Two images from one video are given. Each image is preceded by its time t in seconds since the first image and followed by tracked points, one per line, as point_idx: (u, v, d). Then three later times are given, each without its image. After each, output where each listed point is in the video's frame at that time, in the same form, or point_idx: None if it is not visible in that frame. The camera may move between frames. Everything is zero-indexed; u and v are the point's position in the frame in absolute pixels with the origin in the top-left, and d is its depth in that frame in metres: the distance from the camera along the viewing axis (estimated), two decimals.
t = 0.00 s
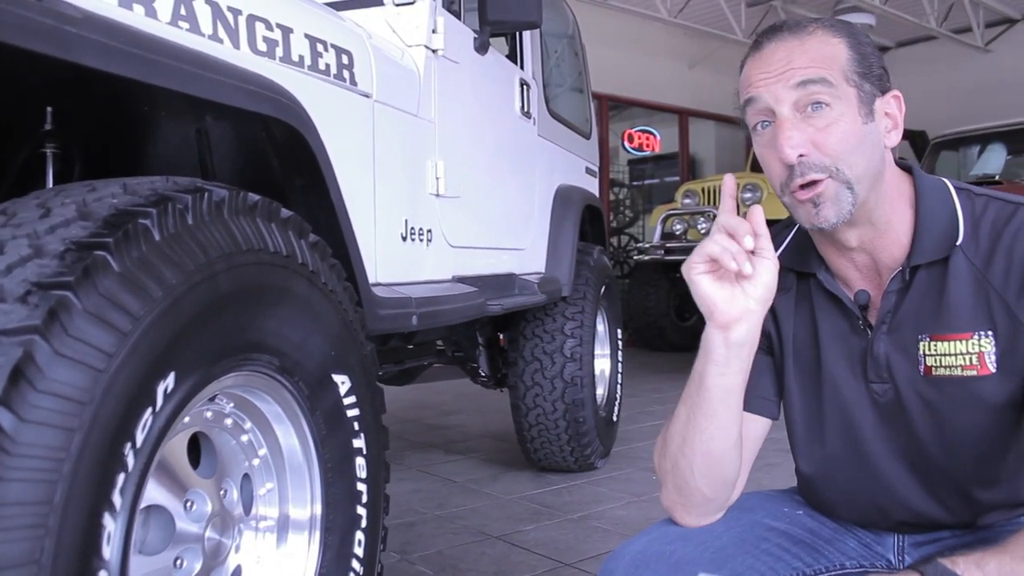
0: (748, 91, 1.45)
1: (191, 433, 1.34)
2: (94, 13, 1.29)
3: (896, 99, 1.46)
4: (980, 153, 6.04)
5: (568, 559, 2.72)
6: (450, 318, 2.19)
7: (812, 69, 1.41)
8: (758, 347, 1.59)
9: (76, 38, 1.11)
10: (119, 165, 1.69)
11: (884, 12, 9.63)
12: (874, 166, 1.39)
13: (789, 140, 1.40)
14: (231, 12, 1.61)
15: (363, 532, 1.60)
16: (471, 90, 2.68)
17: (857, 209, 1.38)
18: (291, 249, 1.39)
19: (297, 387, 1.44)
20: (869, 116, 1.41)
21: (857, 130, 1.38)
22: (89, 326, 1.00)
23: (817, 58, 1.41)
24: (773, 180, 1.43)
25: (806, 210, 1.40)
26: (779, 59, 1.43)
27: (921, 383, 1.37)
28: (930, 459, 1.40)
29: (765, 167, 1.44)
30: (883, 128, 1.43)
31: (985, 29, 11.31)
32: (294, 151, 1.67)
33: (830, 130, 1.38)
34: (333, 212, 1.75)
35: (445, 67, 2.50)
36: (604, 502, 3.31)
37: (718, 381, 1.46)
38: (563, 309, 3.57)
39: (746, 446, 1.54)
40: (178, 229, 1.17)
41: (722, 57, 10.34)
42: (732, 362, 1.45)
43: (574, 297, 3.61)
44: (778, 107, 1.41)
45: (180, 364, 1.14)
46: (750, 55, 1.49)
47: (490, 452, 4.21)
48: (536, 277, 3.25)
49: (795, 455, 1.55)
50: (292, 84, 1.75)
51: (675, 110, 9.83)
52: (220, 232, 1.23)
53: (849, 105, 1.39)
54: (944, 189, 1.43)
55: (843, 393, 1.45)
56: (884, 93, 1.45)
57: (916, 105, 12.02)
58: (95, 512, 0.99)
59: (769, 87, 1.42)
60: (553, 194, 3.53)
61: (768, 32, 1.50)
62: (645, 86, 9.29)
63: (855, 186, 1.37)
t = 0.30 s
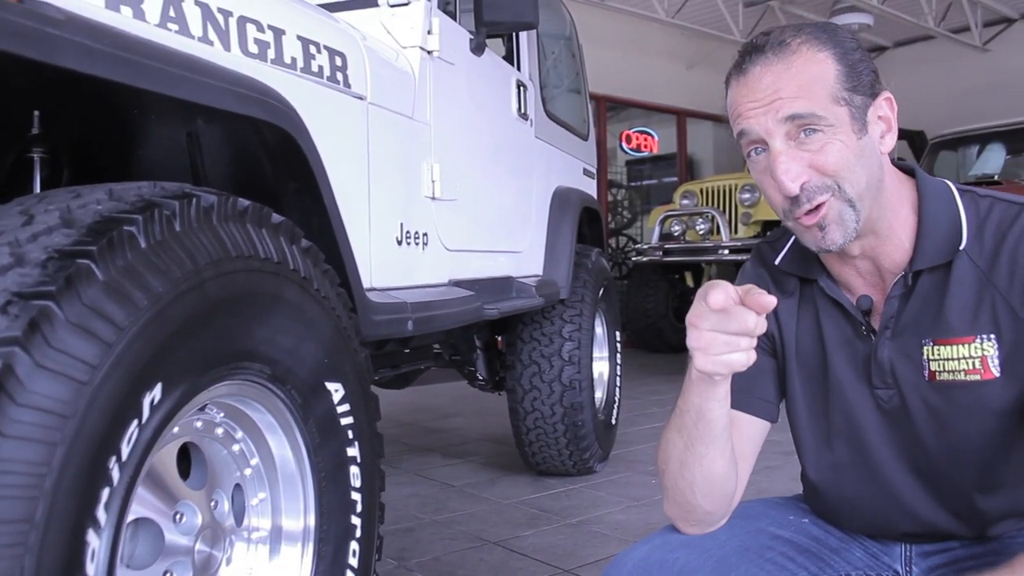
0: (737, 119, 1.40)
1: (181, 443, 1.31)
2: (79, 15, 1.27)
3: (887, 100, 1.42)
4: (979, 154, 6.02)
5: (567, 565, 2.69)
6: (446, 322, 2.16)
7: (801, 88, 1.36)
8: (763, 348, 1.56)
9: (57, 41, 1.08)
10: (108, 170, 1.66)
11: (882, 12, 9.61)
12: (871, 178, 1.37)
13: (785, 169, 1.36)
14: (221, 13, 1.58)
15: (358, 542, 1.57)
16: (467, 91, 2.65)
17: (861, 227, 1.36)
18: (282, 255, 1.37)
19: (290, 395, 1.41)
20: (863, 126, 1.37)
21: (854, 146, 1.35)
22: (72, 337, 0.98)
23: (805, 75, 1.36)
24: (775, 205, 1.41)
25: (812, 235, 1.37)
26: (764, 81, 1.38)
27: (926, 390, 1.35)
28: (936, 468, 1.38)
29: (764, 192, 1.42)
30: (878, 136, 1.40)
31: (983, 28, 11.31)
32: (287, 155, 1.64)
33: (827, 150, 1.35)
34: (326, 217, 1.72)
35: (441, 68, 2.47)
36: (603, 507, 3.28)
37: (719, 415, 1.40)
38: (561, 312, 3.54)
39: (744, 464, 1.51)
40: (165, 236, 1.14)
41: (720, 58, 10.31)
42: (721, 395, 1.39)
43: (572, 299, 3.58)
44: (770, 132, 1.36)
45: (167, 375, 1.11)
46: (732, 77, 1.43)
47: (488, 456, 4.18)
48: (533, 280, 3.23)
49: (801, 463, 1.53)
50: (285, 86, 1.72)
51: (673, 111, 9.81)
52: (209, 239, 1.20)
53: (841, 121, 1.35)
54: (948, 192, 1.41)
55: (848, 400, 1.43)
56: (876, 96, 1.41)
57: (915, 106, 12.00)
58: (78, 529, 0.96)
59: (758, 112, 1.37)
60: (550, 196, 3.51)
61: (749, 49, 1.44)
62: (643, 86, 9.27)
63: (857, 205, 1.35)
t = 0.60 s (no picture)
0: (740, 126, 1.37)
1: (166, 451, 1.28)
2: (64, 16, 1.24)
3: (893, 108, 1.40)
4: (977, 157, 6.00)
5: (560, 570, 2.67)
6: (440, 326, 2.13)
7: (806, 95, 1.33)
8: (760, 359, 1.54)
9: (38, 41, 1.06)
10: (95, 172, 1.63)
11: (880, 14, 9.59)
12: (878, 188, 1.35)
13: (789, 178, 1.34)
14: (211, 12, 1.55)
15: (347, 552, 1.54)
16: (462, 93, 2.63)
17: (866, 238, 1.35)
18: (271, 260, 1.34)
19: (278, 402, 1.38)
20: (869, 135, 1.35)
21: (860, 156, 1.33)
22: (49, 345, 0.95)
23: (810, 83, 1.34)
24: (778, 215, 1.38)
25: (815, 247, 1.36)
26: (768, 89, 1.35)
27: (927, 407, 1.33)
28: (934, 483, 1.36)
29: (767, 201, 1.39)
30: (885, 145, 1.38)
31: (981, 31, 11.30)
32: (277, 158, 1.61)
33: (833, 161, 1.32)
34: (318, 222, 1.69)
35: (436, 68, 2.44)
36: (597, 511, 3.26)
37: (713, 433, 1.37)
38: (557, 315, 3.51)
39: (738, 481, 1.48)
40: (149, 242, 1.11)
41: (718, 59, 10.29)
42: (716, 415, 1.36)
43: (567, 302, 3.55)
44: (774, 141, 1.34)
45: (150, 384, 1.08)
46: (735, 83, 1.40)
47: (483, 458, 4.15)
48: (529, 283, 3.20)
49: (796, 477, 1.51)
50: (275, 87, 1.69)
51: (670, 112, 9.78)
52: (194, 245, 1.18)
53: (848, 130, 1.33)
54: (951, 203, 1.39)
55: (845, 414, 1.41)
56: (882, 103, 1.39)
57: (912, 108, 11.98)
58: (53, 543, 0.93)
59: (762, 121, 1.34)
60: (545, 198, 3.49)
61: (751, 54, 1.41)
62: (640, 87, 9.24)
63: (862, 216, 1.34)
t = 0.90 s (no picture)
0: (732, 131, 1.35)
1: (151, 456, 1.26)
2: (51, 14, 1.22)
3: (888, 113, 1.38)
4: (973, 159, 6.00)
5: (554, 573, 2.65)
6: (432, 328, 2.11)
7: (800, 101, 1.31)
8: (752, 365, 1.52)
9: (18, 38, 1.03)
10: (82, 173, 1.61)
11: (877, 15, 9.59)
12: (872, 195, 1.34)
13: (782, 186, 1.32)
14: (200, 11, 1.54)
15: (337, 556, 1.52)
16: (457, 93, 2.61)
17: (860, 246, 1.33)
18: (258, 262, 1.32)
19: (264, 406, 1.36)
20: (864, 141, 1.33)
21: (854, 163, 1.31)
22: (27, 349, 0.94)
23: (803, 88, 1.32)
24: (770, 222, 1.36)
25: (806, 254, 1.34)
26: (760, 94, 1.33)
27: (923, 416, 1.32)
28: (930, 491, 1.34)
29: (759, 208, 1.37)
30: (879, 151, 1.36)
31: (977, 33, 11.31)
32: (267, 159, 1.59)
33: (826, 167, 1.31)
34: (308, 224, 1.67)
35: (430, 68, 2.42)
36: (592, 514, 3.24)
37: (705, 443, 1.34)
38: (552, 316, 3.49)
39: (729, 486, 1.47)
40: (131, 243, 1.10)
41: (715, 60, 10.28)
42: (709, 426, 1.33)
43: (563, 303, 3.53)
44: (766, 147, 1.32)
45: (133, 388, 1.06)
46: (727, 87, 1.38)
47: (478, 460, 4.13)
48: (524, 284, 3.18)
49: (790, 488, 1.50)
50: (265, 86, 1.68)
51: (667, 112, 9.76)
52: (178, 246, 1.16)
53: (842, 136, 1.31)
54: (947, 208, 1.37)
55: (839, 421, 1.40)
56: (877, 108, 1.37)
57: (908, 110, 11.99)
58: (30, 551, 0.91)
59: (753, 127, 1.32)
60: (539, 199, 3.48)
61: (744, 57, 1.38)
62: (637, 88, 9.23)
63: (855, 224, 1.32)
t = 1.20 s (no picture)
0: (727, 135, 1.34)
1: (142, 462, 1.24)
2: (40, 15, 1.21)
3: (884, 112, 1.37)
4: (973, 158, 5.98)
5: None
6: (428, 330, 2.10)
7: (795, 104, 1.30)
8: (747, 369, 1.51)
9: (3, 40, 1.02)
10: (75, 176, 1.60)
11: (876, 15, 9.57)
12: (869, 198, 1.33)
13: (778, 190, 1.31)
14: (192, 12, 1.54)
15: (332, 561, 1.51)
16: (453, 94, 2.60)
17: (858, 249, 1.32)
18: (250, 265, 1.30)
19: (258, 411, 1.35)
20: (860, 143, 1.32)
21: (851, 166, 1.31)
22: (13, 356, 0.93)
23: (798, 91, 1.30)
24: (766, 227, 1.35)
25: (805, 259, 1.33)
26: (755, 97, 1.31)
27: (921, 421, 1.31)
28: (928, 497, 1.33)
29: (755, 212, 1.36)
30: (876, 153, 1.35)
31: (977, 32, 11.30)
32: (261, 161, 1.58)
33: (823, 172, 1.30)
34: (301, 227, 1.66)
35: (426, 69, 2.41)
36: (591, 516, 3.23)
37: (701, 451, 1.33)
38: (549, 317, 3.48)
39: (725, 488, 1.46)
40: (120, 247, 1.08)
41: (713, 59, 10.26)
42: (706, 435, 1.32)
43: (561, 304, 3.52)
44: (762, 152, 1.31)
45: (123, 394, 1.05)
46: (720, 89, 1.36)
47: (476, 462, 4.12)
48: (521, 285, 3.17)
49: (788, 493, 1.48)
50: (258, 87, 1.67)
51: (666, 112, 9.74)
52: (168, 250, 1.14)
53: (838, 139, 1.30)
54: (945, 211, 1.37)
55: (837, 426, 1.39)
56: (873, 109, 1.36)
57: (907, 110, 11.98)
58: (17, 560, 0.90)
59: (748, 131, 1.31)
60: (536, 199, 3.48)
61: (737, 58, 1.37)
62: (635, 88, 9.21)
63: (854, 228, 1.31)
